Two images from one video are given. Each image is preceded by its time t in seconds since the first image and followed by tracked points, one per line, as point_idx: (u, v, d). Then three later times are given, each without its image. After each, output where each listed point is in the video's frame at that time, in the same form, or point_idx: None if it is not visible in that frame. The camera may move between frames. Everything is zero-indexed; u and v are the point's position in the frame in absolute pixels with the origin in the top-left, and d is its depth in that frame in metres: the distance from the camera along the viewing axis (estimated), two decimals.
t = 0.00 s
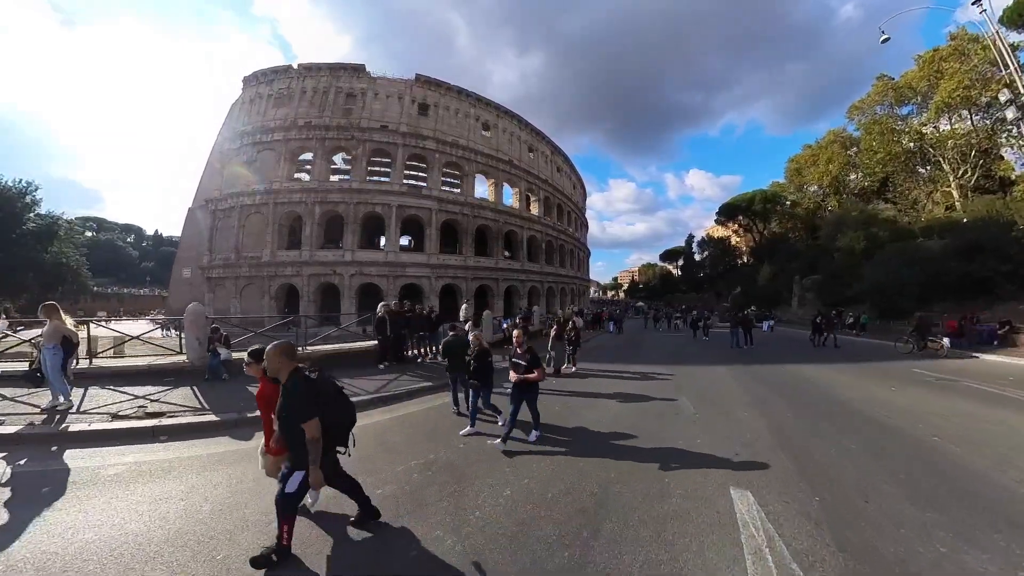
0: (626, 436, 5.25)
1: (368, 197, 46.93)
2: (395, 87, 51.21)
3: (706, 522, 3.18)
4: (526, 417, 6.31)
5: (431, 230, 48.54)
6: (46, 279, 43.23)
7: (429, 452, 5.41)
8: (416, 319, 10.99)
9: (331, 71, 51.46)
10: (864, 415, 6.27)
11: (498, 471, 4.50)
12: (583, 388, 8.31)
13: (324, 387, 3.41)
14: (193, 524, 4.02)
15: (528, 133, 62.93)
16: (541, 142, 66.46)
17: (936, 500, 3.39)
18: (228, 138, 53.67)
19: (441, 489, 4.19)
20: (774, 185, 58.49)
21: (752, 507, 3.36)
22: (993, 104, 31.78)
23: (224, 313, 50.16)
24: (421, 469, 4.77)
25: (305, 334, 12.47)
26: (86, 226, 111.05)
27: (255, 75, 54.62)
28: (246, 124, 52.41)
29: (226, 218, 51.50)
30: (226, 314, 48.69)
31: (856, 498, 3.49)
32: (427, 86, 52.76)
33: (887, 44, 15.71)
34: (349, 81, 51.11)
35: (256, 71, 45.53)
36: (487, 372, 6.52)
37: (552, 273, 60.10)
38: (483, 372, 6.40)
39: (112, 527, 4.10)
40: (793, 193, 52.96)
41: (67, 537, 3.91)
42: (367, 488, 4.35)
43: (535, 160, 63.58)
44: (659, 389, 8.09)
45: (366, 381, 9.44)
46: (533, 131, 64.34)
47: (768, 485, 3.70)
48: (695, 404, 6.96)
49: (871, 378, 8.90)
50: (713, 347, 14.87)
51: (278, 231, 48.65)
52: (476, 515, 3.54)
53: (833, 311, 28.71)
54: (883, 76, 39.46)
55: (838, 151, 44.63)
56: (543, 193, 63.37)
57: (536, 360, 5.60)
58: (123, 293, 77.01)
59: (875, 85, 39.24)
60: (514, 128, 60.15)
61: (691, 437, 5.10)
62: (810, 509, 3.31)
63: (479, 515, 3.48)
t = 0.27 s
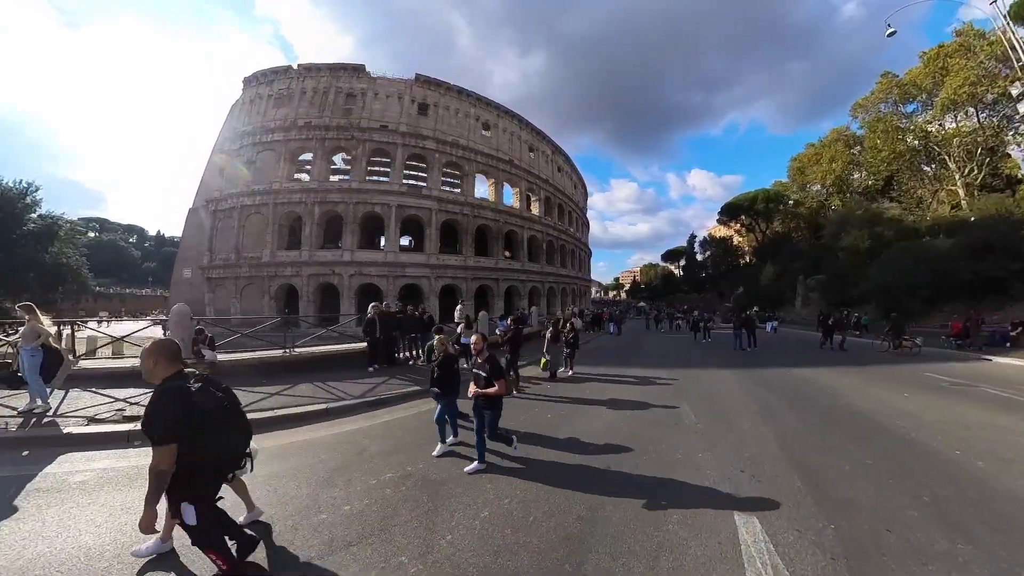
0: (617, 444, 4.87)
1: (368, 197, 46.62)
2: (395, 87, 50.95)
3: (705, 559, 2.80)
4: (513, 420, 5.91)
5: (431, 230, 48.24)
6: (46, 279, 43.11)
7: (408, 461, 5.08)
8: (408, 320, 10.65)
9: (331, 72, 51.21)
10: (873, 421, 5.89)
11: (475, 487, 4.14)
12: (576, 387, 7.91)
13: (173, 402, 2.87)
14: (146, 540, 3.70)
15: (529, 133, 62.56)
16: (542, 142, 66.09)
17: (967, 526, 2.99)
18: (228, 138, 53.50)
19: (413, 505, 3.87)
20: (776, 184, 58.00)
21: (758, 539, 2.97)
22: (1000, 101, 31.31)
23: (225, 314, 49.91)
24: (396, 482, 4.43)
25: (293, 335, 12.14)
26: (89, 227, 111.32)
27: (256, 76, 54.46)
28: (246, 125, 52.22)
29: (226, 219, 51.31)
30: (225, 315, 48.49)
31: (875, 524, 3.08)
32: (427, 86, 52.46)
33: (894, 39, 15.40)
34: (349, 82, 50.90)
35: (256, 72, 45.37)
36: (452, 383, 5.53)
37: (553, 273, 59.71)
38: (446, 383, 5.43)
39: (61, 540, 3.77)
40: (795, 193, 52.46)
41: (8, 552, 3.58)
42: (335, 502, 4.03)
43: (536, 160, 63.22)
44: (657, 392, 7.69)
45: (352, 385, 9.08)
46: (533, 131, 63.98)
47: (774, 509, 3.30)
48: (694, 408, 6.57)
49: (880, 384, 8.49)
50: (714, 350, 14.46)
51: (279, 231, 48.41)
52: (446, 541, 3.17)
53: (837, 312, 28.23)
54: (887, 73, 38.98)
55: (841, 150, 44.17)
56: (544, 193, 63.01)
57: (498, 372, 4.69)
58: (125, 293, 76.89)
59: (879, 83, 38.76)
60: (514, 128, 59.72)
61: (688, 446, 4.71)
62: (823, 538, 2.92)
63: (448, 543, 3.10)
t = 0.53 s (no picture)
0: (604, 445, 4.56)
1: (367, 197, 46.35)
2: (394, 86, 50.68)
3: None
4: (496, 422, 5.62)
5: (430, 230, 47.93)
6: (46, 279, 42.97)
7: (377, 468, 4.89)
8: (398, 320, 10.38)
9: (331, 72, 51.04)
10: (879, 422, 5.54)
11: (444, 492, 3.84)
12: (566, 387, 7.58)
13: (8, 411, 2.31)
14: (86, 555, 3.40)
15: (529, 132, 62.21)
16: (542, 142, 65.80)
17: (1001, 549, 2.59)
18: (228, 139, 53.37)
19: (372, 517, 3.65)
20: (778, 184, 57.57)
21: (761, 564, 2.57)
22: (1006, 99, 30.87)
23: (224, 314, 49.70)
24: (360, 492, 4.23)
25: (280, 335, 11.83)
26: (91, 228, 111.28)
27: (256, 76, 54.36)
28: (246, 125, 52.10)
29: (225, 219, 51.14)
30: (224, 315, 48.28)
31: (894, 544, 2.68)
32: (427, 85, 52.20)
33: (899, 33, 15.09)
34: (348, 82, 50.71)
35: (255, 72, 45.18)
36: (402, 394, 4.77)
37: (553, 274, 59.33)
38: (394, 394, 4.61)
39: None
40: (797, 192, 52.02)
41: None
42: (292, 515, 3.86)
43: (536, 160, 62.89)
44: (652, 391, 7.37)
45: (335, 386, 8.96)
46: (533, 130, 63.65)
47: (771, 517, 2.99)
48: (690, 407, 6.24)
49: (888, 386, 8.11)
50: (714, 351, 14.08)
51: (278, 231, 48.19)
52: (405, 564, 2.82)
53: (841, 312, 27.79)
54: (890, 71, 38.54)
55: (844, 149, 43.75)
56: (544, 193, 62.66)
57: (448, 381, 3.89)
58: (126, 294, 76.80)
59: (882, 80, 38.33)
60: (514, 128, 59.42)
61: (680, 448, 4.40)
62: (836, 563, 2.52)
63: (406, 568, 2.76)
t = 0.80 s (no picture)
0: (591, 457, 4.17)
1: (365, 198, 46.03)
2: (393, 86, 50.39)
3: None
4: (478, 432, 5.28)
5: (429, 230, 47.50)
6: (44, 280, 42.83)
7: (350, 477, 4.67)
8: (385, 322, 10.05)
9: (330, 72, 50.81)
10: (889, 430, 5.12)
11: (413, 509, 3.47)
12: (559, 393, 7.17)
13: None
14: None
15: (528, 132, 61.78)
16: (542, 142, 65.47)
17: None
18: (226, 139, 53.17)
19: (327, 546, 3.37)
20: (780, 183, 57.12)
21: None
22: (1011, 96, 30.45)
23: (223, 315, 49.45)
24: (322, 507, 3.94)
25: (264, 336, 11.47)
26: (92, 229, 111.08)
27: (255, 77, 54.17)
28: (245, 125, 51.90)
29: (224, 219, 50.91)
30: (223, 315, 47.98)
31: None
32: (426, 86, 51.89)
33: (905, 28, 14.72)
34: (348, 82, 50.45)
35: (254, 72, 45.01)
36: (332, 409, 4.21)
37: (553, 274, 58.93)
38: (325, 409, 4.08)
39: None
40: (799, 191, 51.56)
41: None
42: (249, 533, 3.63)
43: (536, 160, 62.54)
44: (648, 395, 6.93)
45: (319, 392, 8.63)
46: (533, 130, 63.29)
47: (782, 554, 2.57)
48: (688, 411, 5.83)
49: (897, 392, 7.72)
50: (714, 354, 13.59)
51: (277, 231, 47.95)
52: None
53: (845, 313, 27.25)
54: (893, 69, 38.11)
55: (846, 148, 43.33)
56: (544, 193, 62.30)
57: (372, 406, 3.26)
58: (126, 294, 76.57)
59: (884, 78, 37.89)
60: (514, 128, 59.08)
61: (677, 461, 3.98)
62: None
63: None
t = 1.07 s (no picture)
0: (584, 468, 3.77)
1: (365, 198, 45.75)
2: (393, 86, 50.13)
3: None
4: (462, 439, 4.93)
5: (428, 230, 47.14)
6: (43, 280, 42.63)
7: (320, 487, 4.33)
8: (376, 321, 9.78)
9: (329, 72, 50.61)
10: (909, 433, 4.72)
11: (379, 528, 3.09)
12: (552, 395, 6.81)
13: None
14: None
15: (528, 131, 61.45)
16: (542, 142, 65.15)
17: None
18: (226, 139, 53.00)
19: (284, 567, 3.04)
20: (782, 182, 56.67)
21: None
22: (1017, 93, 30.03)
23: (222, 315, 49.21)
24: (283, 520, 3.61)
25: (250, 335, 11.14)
26: (94, 229, 111.12)
27: (255, 77, 54.03)
28: (245, 126, 51.73)
29: (224, 220, 50.71)
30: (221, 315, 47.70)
31: None
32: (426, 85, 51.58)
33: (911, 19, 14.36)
34: (347, 82, 50.20)
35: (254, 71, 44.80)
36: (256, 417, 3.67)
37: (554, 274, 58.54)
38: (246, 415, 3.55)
39: None
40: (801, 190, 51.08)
41: None
42: (201, 549, 3.31)
43: (536, 160, 62.18)
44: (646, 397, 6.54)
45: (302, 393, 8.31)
46: (533, 130, 62.96)
47: None
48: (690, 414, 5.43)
49: (910, 393, 7.31)
50: (716, 355, 13.21)
51: (276, 231, 47.73)
52: None
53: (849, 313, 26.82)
54: (896, 66, 37.73)
55: (849, 147, 42.93)
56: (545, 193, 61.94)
57: (273, 421, 2.68)
58: (126, 294, 76.43)
59: (887, 75, 37.48)
60: (514, 128, 58.75)
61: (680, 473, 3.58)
62: None
63: None
